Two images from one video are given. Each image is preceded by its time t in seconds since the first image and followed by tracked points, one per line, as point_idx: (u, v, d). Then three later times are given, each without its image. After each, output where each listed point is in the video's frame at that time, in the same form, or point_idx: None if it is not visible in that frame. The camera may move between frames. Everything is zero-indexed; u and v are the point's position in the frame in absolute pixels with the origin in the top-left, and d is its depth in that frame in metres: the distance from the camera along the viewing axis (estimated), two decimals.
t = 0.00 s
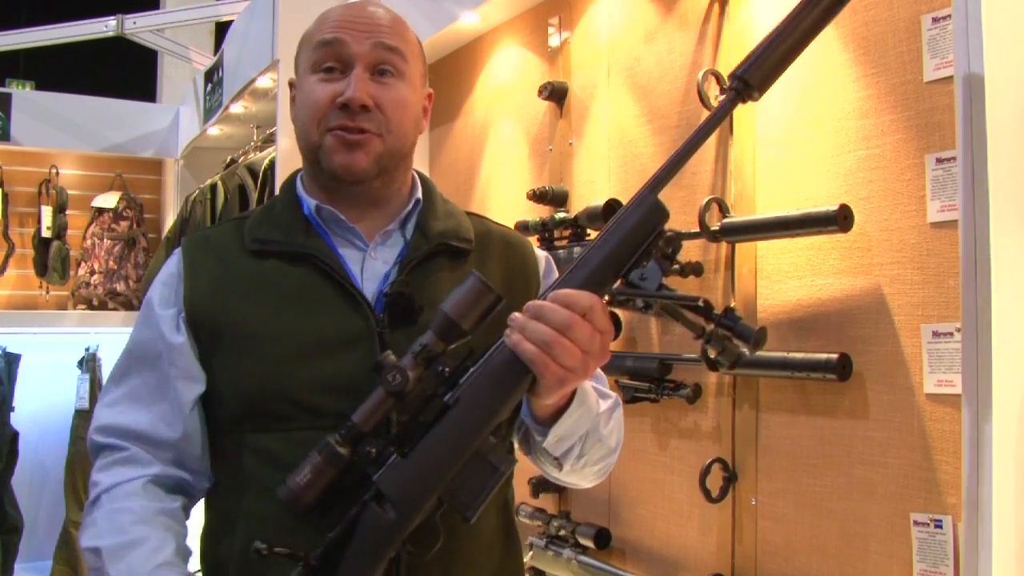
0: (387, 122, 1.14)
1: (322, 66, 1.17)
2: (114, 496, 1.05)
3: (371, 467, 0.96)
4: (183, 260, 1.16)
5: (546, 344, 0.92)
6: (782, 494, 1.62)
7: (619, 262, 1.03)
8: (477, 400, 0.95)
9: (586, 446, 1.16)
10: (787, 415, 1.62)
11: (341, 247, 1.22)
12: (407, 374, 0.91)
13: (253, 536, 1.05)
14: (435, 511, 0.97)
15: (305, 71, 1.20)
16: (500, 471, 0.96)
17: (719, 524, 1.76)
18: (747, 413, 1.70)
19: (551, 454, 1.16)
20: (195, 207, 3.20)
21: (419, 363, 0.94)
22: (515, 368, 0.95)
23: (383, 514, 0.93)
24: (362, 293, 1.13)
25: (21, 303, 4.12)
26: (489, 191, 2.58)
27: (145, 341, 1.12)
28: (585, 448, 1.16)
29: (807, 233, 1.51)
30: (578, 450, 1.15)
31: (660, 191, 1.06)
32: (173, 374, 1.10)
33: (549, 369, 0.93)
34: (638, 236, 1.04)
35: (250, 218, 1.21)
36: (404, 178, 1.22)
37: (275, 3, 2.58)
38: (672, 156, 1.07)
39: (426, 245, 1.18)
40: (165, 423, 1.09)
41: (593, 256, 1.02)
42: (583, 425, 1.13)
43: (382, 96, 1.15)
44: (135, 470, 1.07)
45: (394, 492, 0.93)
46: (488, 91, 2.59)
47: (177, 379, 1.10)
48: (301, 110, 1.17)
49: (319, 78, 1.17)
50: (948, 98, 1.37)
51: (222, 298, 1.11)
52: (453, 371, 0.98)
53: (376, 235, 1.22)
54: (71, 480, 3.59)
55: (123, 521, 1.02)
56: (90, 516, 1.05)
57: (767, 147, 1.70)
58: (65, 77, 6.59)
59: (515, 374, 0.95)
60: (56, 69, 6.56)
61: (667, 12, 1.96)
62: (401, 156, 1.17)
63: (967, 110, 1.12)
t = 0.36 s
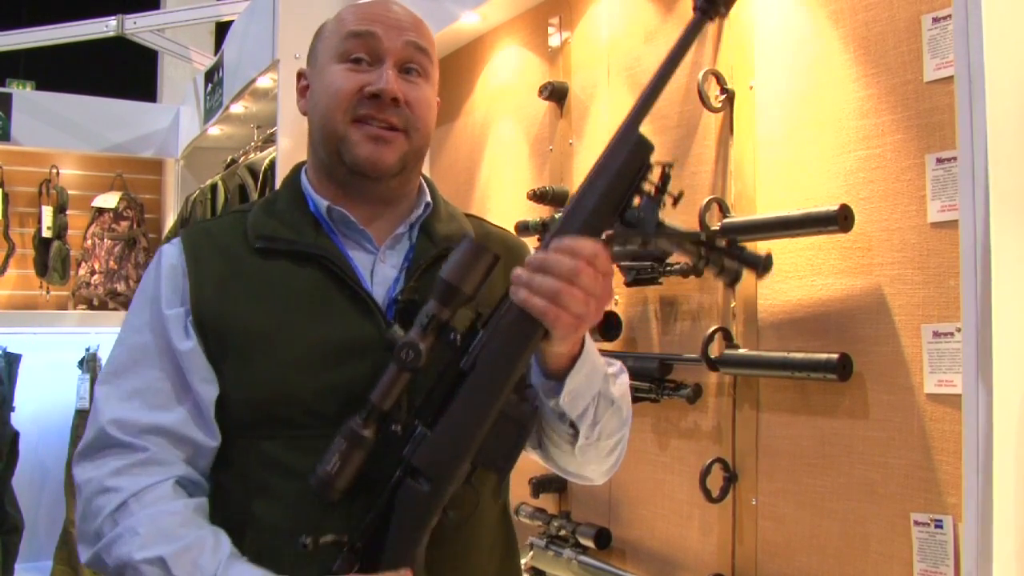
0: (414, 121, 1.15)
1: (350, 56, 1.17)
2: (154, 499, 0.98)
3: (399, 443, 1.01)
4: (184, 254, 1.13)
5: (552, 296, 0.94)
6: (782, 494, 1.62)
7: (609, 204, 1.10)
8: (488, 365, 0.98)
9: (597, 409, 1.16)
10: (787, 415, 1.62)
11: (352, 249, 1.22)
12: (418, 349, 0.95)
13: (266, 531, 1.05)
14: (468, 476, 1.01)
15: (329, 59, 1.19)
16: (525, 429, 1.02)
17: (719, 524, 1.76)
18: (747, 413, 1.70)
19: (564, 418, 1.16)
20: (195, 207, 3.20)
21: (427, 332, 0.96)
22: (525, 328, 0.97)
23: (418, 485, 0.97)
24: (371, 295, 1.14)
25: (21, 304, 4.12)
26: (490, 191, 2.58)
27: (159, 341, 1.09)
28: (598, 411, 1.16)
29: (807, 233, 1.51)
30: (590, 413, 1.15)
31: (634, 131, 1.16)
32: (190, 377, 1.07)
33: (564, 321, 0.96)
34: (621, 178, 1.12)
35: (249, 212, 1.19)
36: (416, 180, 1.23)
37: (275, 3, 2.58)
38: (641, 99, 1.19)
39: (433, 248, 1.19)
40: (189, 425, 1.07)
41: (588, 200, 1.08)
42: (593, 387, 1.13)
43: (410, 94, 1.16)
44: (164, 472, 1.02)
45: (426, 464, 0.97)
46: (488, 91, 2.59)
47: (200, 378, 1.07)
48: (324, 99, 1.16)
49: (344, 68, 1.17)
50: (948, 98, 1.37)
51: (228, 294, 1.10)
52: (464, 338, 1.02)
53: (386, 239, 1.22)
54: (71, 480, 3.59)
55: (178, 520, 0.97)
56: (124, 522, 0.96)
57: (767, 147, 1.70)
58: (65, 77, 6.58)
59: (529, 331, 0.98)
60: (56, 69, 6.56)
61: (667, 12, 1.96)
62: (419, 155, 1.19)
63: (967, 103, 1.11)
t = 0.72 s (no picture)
0: (411, 124, 1.15)
1: (345, 62, 1.16)
2: (162, 498, 0.95)
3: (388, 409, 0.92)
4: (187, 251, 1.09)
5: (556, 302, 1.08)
6: (782, 494, 1.63)
7: (575, 121, 0.99)
8: (468, 311, 0.92)
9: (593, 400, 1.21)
10: (787, 415, 1.62)
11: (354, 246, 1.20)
12: (395, 308, 0.87)
13: (280, 517, 1.05)
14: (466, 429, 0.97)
15: (323, 65, 1.18)
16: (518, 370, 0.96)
17: (719, 524, 1.76)
18: (747, 413, 1.70)
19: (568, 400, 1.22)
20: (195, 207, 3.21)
21: (400, 289, 0.89)
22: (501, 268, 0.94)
23: (417, 447, 0.90)
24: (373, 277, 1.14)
25: (21, 304, 4.12)
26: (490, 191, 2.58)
27: (161, 337, 1.05)
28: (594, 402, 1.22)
29: (807, 233, 1.51)
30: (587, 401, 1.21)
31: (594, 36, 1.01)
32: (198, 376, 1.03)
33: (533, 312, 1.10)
34: (587, 91, 0.99)
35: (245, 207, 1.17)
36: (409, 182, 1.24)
37: (275, 4, 2.58)
38: None
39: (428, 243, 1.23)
40: (193, 425, 1.03)
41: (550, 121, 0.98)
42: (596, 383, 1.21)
43: (407, 96, 1.16)
44: (169, 471, 0.99)
45: (422, 422, 0.90)
46: (488, 91, 2.59)
47: (207, 376, 1.03)
48: (319, 105, 1.15)
49: (339, 74, 1.15)
50: (948, 98, 1.37)
51: (224, 287, 1.06)
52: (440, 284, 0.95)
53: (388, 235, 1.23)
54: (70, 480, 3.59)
55: (192, 516, 0.95)
56: (134, 524, 0.93)
57: (767, 147, 1.70)
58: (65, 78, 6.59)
59: (506, 268, 0.94)
60: (58, 70, 6.57)
61: (668, 12, 1.96)
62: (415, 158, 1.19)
63: (969, 98, 1.11)
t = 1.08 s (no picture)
0: (380, 122, 1.15)
1: (307, 66, 1.16)
2: (155, 501, 0.94)
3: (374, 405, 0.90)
4: (176, 254, 1.08)
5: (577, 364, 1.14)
6: (782, 494, 1.63)
7: (563, 98, 1.01)
8: (455, 305, 0.92)
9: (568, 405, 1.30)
10: (787, 416, 1.62)
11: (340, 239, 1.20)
12: (379, 305, 0.85)
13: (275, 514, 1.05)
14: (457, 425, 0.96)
15: (287, 72, 1.17)
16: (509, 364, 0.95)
17: (719, 524, 1.76)
18: (747, 413, 1.70)
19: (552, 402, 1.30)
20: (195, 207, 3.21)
21: (385, 286, 0.88)
22: (488, 259, 0.94)
23: (407, 444, 0.89)
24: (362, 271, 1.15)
25: (21, 304, 4.12)
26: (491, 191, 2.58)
27: (151, 343, 1.04)
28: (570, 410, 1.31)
29: (807, 233, 1.51)
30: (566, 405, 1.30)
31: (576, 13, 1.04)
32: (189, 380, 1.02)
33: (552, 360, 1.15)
34: (572, 67, 1.02)
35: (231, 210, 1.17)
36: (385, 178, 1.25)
37: (275, 4, 2.59)
38: None
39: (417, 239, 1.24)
40: (185, 429, 1.02)
41: (537, 96, 0.99)
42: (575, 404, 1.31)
43: (373, 95, 1.16)
44: (161, 474, 0.98)
45: (413, 420, 0.89)
46: (488, 91, 2.59)
47: (198, 378, 1.02)
48: (288, 113, 1.15)
49: (304, 79, 1.15)
50: (948, 98, 1.37)
51: (213, 288, 1.06)
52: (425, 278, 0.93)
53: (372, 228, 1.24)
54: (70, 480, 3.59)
55: (187, 518, 0.94)
56: (129, 529, 0.92)
57: (767, 147, 1.70)
58: (66, 78, 6.59)
59: (493, 259, 0.95)
60: (58, 69, 6.57)
61: (668, 12, 1.96)
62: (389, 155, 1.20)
63: (969, 101, 1.11)
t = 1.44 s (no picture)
0: (377, 125, 1.16)
1: (303, 72, 1.16)
2: (163, 503, 0.95)
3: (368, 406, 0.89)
4: (183, 258, 1.09)
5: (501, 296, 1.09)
6: (782, 494, 1.63)
7: (540, 93, 0.98)
8: (443, 301, 0.91)
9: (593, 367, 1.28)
10: (787, 416, 1.62)
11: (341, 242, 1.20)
12: (369, 306, 0.84)
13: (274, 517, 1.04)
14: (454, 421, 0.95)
15: (284, 77, 1.18)
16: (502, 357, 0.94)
17: (720, 524, 1.76)
18: (748, 414, 1.70)
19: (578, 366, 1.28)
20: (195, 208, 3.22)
21: (374, 286, 0.86)
22: (474, 252, 0.93)
23: (404, 443, 0.88)
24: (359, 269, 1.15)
25: (22, 304, 4.12)
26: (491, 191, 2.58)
27: (157, 344, 1.04)
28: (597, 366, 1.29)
29: (808, 233, 1.51)
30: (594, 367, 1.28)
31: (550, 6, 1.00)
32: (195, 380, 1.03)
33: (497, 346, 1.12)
34: (547, 60, 0.98)
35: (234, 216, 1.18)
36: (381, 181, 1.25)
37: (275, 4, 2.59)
38: None
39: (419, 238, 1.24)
40: (191, 429, 1.02)
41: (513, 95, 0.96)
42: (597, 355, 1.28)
43: (368, 99, 1.16)
44: (169, 475, 0.98)
45: (408, 417, 0.88)
46: (488, 91, 2.59)
47: (205, 378, 1.03)
48: (285, 118, 1.16)
49: (301, 84, 1.16)
50: (948, 98, 1.37)
51: (208, 291, 1.05)
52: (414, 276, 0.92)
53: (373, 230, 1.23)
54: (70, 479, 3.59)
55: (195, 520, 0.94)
56: (136, 531, 0.93)
57: (767, 147, 1.70)
58: (65, 79, 6.59)
59: (478, 253, 0.93)
60: (58, 69, 6.57)
61: (668, 12, 1.96)
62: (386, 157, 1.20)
63: (969, 101, 1.12)
